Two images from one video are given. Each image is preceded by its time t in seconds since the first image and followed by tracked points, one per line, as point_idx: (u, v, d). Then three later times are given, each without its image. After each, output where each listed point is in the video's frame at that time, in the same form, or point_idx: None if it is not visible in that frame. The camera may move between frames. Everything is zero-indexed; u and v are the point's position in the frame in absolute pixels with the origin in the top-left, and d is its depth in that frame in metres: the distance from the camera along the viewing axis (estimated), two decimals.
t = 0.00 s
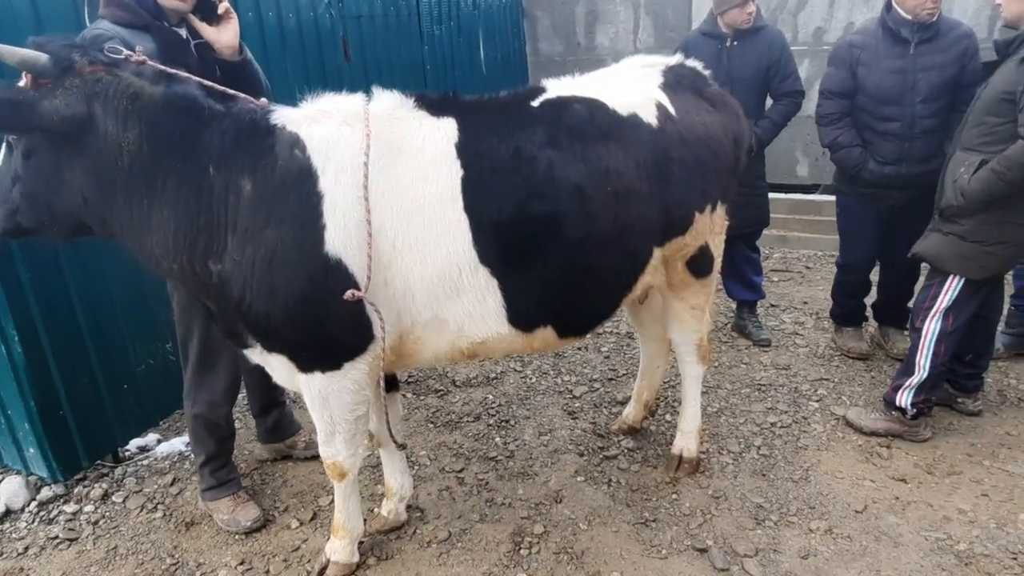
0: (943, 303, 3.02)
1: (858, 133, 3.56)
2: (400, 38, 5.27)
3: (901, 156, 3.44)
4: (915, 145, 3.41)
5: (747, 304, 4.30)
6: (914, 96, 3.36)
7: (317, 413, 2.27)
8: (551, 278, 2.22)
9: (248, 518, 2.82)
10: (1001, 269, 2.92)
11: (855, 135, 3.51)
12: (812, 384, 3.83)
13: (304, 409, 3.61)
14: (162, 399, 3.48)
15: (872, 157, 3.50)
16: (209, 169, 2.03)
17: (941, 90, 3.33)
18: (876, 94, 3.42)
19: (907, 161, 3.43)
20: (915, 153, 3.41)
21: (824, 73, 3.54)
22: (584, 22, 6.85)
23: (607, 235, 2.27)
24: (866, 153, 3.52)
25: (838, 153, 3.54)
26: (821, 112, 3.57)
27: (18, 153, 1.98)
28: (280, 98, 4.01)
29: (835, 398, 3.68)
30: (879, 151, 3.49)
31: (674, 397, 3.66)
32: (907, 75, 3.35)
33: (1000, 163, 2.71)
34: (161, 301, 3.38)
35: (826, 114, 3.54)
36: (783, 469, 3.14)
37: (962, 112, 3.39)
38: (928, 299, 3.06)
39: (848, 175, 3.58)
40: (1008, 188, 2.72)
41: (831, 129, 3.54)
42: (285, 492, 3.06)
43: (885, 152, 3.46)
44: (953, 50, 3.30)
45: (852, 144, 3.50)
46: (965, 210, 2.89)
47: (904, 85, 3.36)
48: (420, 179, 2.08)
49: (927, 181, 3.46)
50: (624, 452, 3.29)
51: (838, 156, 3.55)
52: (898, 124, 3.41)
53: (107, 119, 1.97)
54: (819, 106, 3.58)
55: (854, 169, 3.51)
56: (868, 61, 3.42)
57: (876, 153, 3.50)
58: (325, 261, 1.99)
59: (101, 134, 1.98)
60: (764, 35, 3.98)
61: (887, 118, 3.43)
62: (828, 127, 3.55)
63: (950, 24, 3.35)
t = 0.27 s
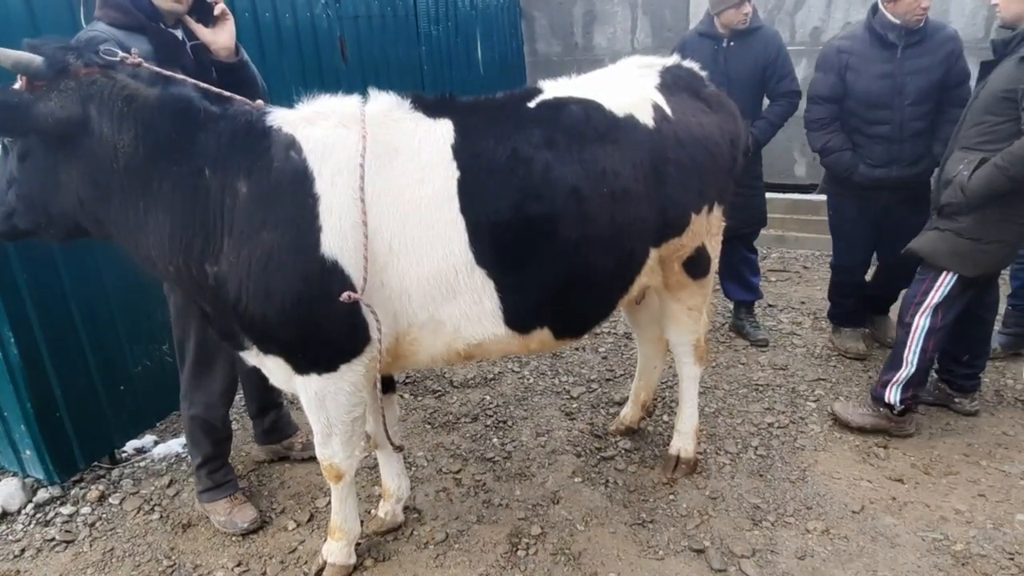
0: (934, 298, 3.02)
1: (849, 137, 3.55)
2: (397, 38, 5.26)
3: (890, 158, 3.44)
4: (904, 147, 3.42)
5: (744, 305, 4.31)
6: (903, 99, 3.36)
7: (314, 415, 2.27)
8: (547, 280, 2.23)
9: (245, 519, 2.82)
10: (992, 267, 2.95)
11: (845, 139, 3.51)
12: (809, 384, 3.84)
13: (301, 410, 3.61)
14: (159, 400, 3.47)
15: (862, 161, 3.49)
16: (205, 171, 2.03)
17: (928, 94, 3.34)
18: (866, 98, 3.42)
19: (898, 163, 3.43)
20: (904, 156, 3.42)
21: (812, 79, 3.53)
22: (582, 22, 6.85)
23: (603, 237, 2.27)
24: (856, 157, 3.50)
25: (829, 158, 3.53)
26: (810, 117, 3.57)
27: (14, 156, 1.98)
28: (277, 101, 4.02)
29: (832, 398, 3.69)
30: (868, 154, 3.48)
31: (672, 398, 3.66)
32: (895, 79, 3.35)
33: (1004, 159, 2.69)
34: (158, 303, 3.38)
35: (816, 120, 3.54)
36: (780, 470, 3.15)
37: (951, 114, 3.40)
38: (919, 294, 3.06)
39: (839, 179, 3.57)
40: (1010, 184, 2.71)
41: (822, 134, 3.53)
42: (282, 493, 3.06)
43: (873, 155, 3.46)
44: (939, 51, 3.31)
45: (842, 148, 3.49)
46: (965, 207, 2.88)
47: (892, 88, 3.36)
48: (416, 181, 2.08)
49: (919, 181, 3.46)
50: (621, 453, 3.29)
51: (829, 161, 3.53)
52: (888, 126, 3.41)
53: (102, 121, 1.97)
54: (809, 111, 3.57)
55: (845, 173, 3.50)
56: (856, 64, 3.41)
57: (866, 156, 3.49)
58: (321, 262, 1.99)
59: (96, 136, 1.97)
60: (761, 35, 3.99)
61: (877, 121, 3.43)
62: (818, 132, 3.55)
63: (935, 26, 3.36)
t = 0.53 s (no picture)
0: (940, 309, 3.03)
1: (845, 136, 3.55)
2: (397, 38, 5.26)
3: (886, 159, 3.44)
4: (900, 147, 3.42)
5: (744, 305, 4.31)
6: (899, 99, 3.36)
7: (314, 416, 2.28)
8: (547, 281, 2.23)
9: (245, 520, 2.82)
10: (989, 271, 2.94)
11: (841, 138, 3.51)
12: (809, 385, 3.84)
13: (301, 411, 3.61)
14: (158, 401, 3.47)
15: (859, 161, 3.50)
16: (205, 173, 2.03)
17: (925, 93, 3.34)
18: (863, 96, 3.41)
19: (894, 163, 3.43)
20: (900, 156, 3.42)
21: (808, 78, 3.55)
22: (582, 22, 6.85)
23: (603, 239, 2.27)
24: (851, 157, 3.52)
25: (825, 157, 3.54)
26: (807, 116, 3.58)
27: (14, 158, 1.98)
28: (278, 102, 4.02)
29: (831, 399, 3.70)
30: (866, 154, 3.48)
31: (672, 398, 3.67)
32: (891, 78, 3.35)
33: (994, 163, 2.73)
34: (159, 304, 3.38)
35: (814, 118, 3.55)
36: (780, 471, 3.15)
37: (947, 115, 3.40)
38: (926, 305, 3.07)
39: (834, 179, 3.59)
40: (1001, 188, 2.74)
41: (819, 133, 3.54)
42: (282, 494, 3.06)
43: (870, 155, 3.46)
44: (935, 51, 3.31)
45: (838, 148, 3.50)
46: (957, 210, 2.90)
47: (889, 88, 3.36)
48: (416, 182, 2.09)
49: (916, 182, 3.46)
50: (621, 453, 3.30)
51: (825, 159, 3.55)
52: (884, 125, 3.41)
53: (102, 123, 1.97)
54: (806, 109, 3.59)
55: (840, 173, 3.52)
56: (852, 63, 3.42)
57: (862, 156, 3.50)
58: (321, 264, 2.00)
59: (96, 137, 1.98)
60: (760, 36, 3.99)
61: (874, 119, 3.42)
62: (814, 130, 3.56)
63: (931, 27, 3.37)
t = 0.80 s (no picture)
0: (936, 308, 3.02)
1: (845, 135, 3.54)
2: (397, 39, 5.25)
3: (886, 158, 3.43)
4: (900, 147, 3.41)
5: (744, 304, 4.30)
6: (899, 98, 3.35)
7: (312, 415, 2.27)
8: (547, 280, 2.22)
9: (243, 521, 2.82)
10: (987, 270, 2.94)
11: (841, 137, 3.50)
12: (809, 384, 3.83)
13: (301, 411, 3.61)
14: (157, 401, 3.47)
15: (859, 160, 3.49)
16: (202, 172, 2.02)
17: (925, 92, 3.33)
18: (863, 96, 3.40)
19: (893, 163, 3.42)
20: (899, 155, 3.42)
21: (809, 77, 3.54)
22: (582, 22, 6.85)
23: (602, 237, 2.26)
24: (851, 156, 3.51)
25: (824, 156, 3.54)
26: (806, 116, 3.58)
27: (9, 157, 1.97)
28: (276, 103, 4.02)
29: (832, 398, 3.69)
30: (866, 153, 3.47)
31: (672, 398, 3.66)
32: (891, 78, 3.34)
33: (970, 166, 2.74)
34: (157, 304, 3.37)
35: (813, 117, 3.54)
36: (780, 470, 3.14)
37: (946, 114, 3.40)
38: (920, 305, 3.06)
39: (834, 178, 3.59)
40: (978, 191, 2.75)
41: (819, 132, 3.53)
42: (282, 494, 3.06)
43: (870, 154, 3.45)
44: (935, 51, 3.31)
45: (838, 147, 3.50)
46: (940, 211, 2.91)
47: (889, 88, 3.35)
48: (414, 181, 2.08)
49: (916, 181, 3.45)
50: (621, 453, 3.29)
51: (825, 159, 3.54)
52: (884, 125, 3.40)
53: (98, 122, 1.96)
54: (805, 109, 3.58)
55: (840, 172, 3.51)
56: (853, 63, 3.40)
57: (862, 155, 3.49)
58: (319, 263, 1.99)
59: (92, 136, 1.96)
60: (760, 35, 3.98)
61: (874, 119, 3.41)
62: (814, 129, 3.56)
63: (931, 26, 3.36)
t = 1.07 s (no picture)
0: (933, 305, 3.00)
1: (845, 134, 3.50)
2: (395, 38, 5.24)
3: (887, 156, 3.40)
4: (900, 145, 3.39)
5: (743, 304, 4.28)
6: (899, 96, 3.33)
7: (303, 414, 2.25)
8: (540, 277, 2.20)
9: (235, 521, 2.79)
10: (985, 268, 2.91)
11: (843, 136, 3.45)
12: (807, 384, 3.81)
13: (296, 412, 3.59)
14: (151, 401, 3.44)
15: (860, 158, 3.45)
16: (189, 167, 2.00)
17: (925, 89, 3.31)
18: (863, 94, 3.37)
19: (894, 161, 3.40)
20: (900, 154, 3.39)
21: (808, 75, 3.48)
22: (581, 22, 6.83)
23: (595, 234, 2.24)
24: (853, 155, 3.45)
25: (826, 156, 3.47)
26: (806, 115, 3.52)
27: None
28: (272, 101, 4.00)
29: (830, 397, 3.66)
30: (866, 152, 3.44)
31: (669, 398, 3.63)
32: (892, 75, 3.31)
33: (961, 161, 2.74)
34: (150, 303, 3.35)
35: (812, 117, 3.49)
36: (778, 469, 3.12)
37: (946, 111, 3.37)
38: (916, 306, 3.04)
39: (835, 177, 3.53)
40: (971, 185, 2.74)
41: (819, 131, 3.48)
42: (275, 495, 3.03)
43: (871, 152, 3.42)
44: (933, 48, 3.30)
45: (839, 146, 3.44)
46: (934, 209, 2.90)
47: (888, 85, 3.32)
48: (405, 177, 2.05)
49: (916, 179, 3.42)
50: (617, 453, 3.26)
51: (827, 158, 3.48)
52: (885, 123, 3.37)
53: (84, 117, 1.94)
54: (805, 108, 3.53)
55: (841, 171, 3.46)
56: (854, 60, 3.36)
57: (864, 153, 3.45)
58: (308, 259, 1.97)
59: (78, 132, 1.94)
60: (759, 32, 3.95)
61: (875, 117, 3.38)
62: (814, 129, 3.50)
63: (928, 22, 3.35)
